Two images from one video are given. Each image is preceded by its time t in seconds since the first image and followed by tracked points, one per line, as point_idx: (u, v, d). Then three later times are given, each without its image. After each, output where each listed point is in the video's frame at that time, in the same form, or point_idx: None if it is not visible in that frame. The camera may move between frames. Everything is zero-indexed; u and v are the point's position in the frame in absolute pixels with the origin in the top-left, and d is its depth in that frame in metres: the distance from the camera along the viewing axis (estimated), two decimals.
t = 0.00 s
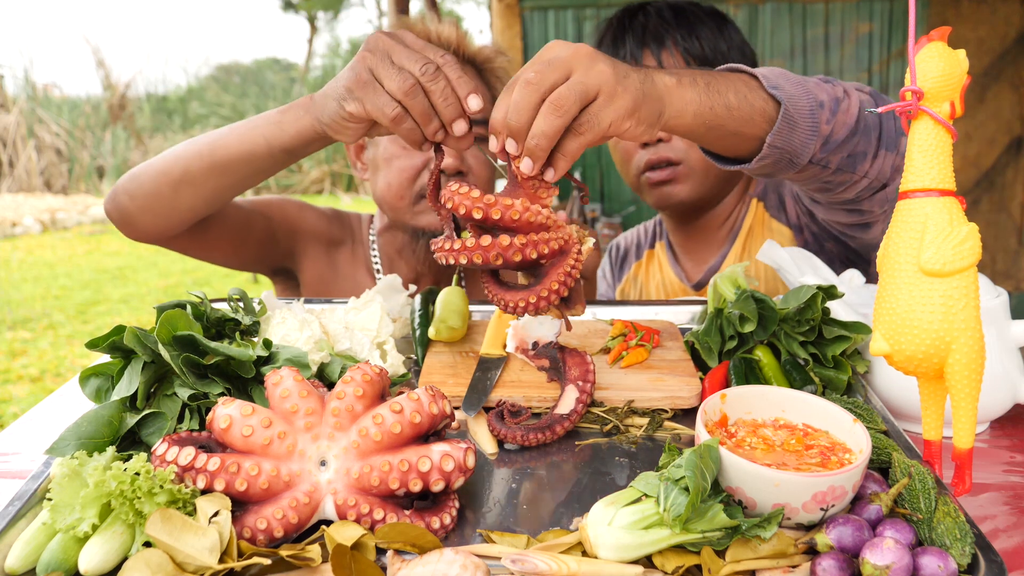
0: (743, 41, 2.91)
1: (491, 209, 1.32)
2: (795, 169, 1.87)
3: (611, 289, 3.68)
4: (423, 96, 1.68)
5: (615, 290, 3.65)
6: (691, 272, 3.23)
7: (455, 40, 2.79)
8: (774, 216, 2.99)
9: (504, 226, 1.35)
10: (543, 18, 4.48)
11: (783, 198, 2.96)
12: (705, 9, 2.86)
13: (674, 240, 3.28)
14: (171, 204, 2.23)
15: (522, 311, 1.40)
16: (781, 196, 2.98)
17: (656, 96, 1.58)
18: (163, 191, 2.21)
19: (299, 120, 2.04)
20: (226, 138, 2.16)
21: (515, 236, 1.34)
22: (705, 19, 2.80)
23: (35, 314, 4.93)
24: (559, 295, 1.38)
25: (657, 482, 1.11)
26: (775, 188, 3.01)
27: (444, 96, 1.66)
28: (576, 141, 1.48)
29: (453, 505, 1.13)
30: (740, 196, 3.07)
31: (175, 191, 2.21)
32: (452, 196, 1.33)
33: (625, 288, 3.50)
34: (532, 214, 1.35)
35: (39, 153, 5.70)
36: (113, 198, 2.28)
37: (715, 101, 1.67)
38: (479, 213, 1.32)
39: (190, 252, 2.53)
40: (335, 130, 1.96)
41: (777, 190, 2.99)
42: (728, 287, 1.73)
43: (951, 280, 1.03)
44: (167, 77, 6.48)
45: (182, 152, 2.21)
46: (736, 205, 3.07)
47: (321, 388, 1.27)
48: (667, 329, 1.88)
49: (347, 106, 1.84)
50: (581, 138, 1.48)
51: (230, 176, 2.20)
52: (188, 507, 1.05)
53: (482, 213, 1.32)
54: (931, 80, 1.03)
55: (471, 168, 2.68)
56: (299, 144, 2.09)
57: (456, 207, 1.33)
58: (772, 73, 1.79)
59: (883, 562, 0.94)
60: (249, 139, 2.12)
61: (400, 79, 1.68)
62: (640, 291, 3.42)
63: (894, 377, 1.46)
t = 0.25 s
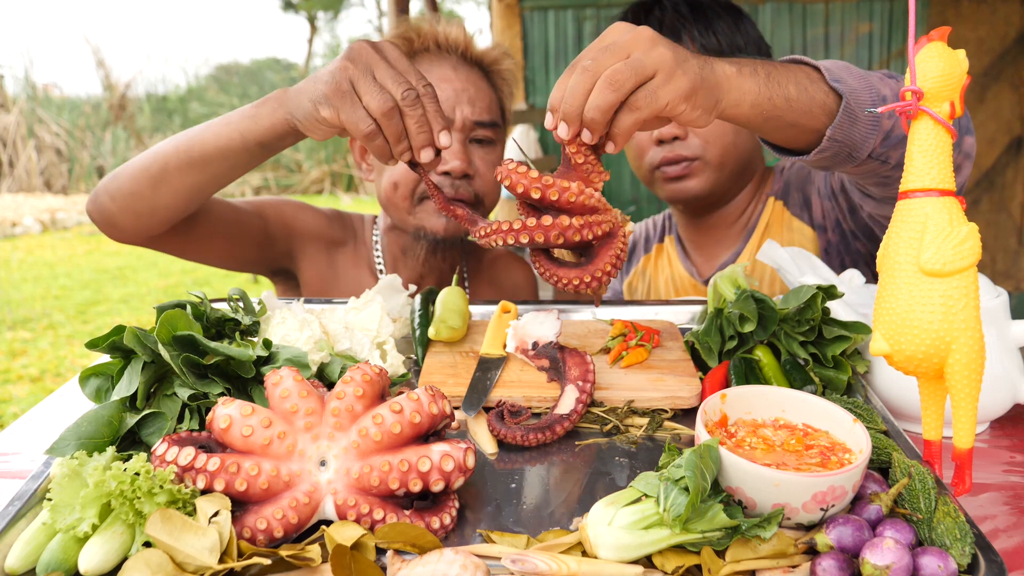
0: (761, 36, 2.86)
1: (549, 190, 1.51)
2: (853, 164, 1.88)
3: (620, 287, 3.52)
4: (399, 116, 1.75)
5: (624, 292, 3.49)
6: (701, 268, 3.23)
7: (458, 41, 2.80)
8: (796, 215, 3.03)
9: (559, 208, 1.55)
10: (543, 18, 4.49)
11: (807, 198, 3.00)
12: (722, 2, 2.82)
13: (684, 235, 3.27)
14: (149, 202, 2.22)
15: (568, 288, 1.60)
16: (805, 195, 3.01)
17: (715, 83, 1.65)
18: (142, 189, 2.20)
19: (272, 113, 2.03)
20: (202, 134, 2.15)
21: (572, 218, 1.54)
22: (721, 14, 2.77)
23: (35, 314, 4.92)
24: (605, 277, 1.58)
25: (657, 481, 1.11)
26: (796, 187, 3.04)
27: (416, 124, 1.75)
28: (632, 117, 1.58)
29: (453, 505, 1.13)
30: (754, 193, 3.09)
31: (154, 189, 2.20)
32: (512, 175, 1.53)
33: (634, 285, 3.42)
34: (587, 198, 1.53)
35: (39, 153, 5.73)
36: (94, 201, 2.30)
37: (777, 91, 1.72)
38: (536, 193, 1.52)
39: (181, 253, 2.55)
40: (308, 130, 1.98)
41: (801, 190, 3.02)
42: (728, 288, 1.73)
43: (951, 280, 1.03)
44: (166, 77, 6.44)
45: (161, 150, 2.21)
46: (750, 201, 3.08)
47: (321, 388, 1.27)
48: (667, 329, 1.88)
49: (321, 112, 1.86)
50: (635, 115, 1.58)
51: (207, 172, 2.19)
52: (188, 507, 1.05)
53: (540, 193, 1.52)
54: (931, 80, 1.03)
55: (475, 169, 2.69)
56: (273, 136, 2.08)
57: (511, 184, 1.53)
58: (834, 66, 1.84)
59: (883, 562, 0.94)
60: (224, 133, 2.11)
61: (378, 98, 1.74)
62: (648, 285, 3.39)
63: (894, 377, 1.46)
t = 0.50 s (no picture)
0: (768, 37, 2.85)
1: (556, 181, 1.59)
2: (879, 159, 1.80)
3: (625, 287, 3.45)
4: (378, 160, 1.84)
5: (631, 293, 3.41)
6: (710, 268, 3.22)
7: (458, 43, 2.81)
8: (808, 215, 3.00)
9: (567, 199, 1.63)
10: (543, 19, 4.49)
11: (819, 197, 2.96)
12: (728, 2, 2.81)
13: (692, 235, 3.27)
14: (141, 190, 2.22)
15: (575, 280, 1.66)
16: (816, 195, 2.98)
17: (739, 78, 1.64)
18: (136, 175, 2.20)
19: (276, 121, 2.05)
20: (206, 132, 2.15)
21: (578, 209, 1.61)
22: (727, 14, 2.76)
23: (35, 314, 4.91)
24: (614, 266, 1.63)
25: (657, 481, 1.11)
26: (808, 186, 3.01)
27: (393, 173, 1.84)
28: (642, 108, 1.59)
29: (453, 505, 1.13)
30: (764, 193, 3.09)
31: (148, 180, 2.20)
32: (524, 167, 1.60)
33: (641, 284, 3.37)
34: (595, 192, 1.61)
35: (39, 153, 5.74)
36: (87, 179, 2.30)
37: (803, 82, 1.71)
38: (545, 183, 1.60)
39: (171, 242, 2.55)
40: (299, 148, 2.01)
41: (812, 189, 2.99)
42: (728, 288, 1.73)
43: (951, 280, 1.03)
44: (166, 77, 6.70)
45: (162, 140, 2.21)
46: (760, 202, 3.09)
47: (321, 388, 1.27)
48: (667, 329, 1.88)
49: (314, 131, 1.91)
50: (644, 104, 1.59)
51: (202, 170, 2.18)
52: (188, 507, 1.05)
53: (548, 184, 1.60)
54: (932, 80, 1.04)
55: (474, 169, 2.69)
56: (271, 145, 2.08)
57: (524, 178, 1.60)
58: (864, 60, 1.80)
59: (883, 562, 0.94)
60: (226, 135, 2.11)
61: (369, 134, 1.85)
62: (656, 284, 3.35)
63: (894, 377, 1.46)
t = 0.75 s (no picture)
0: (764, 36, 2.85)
1: (561, 191, 1.55)
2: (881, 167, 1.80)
3: (626, 286, 3.48)
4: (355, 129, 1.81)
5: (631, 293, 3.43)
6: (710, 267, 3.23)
7: (458, 42, 2.81)
8: (808, 216, 3.00)
9: (568, 209, 1.59)
10: (543, 19, 4.49)
11: (819, 198, 2.97)
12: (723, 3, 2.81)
13: (692, 235, 3.27)
14: (138, 198, 2.22)
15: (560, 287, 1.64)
16: (816, 196, 2.98)
17: (737, 92, 1.65)
18: (133, 183, 2.21)
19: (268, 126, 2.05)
20: (201, 138, 2.16)
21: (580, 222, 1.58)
22: (723, 15, 2.76)
23: (36, 314, 4.92)
24: (608, 282, 1.62)
25: (657, 482, 1.11)
26: (808, 187, 3.01)
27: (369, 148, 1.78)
28: (633, 123, 1.62)
29: (453, 505, 1.13)
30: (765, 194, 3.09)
31: (144, 187, 2.21)
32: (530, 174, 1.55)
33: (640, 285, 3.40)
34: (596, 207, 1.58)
35: (39, 153, 5.76)
36: (87, 188, 2.31)
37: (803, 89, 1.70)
38: (550, 191, 1.55)
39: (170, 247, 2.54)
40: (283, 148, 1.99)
41: (812, 190, 2.99)
42: (728, 288, 1.73)
43: (951, 280, 1.03)
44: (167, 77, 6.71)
45: (160, 147, 2.22)
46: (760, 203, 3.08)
47: (321, 388, 1.27)
48: (667, 329, 1.88)
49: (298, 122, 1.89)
50: (637, 119, 1.61)
51: (196, 177, 2.18)
52: (188, 507, 1.05)
53: (552, 193, 1.55)
54: (932, 80, 1.04)
55: (475, 167, 2.69)
56: (264, 148, 2.07)
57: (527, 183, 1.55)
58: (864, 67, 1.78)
59: (883, 562, 0.94)
60: (221, 141, 2.11)
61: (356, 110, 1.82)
62: (655, 284, 3.36)
63: (894, 377, 1.46)
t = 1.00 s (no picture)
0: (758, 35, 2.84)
1: (574, 198, 1.58)
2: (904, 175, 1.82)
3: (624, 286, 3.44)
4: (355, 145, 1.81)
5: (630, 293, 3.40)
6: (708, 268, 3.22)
7: (460, 42, 2.81)
8: (810, 217, 3.02)
9: (579, 217, 1.62)
10: (543, 19, 4.49)
11: (822, 199, 3.01)
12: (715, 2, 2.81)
13: (691, 235, 3.27)
14: (133, 209, 2.23)
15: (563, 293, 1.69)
16: (819, 197, 3.02)
17: (761, 98, 1.62)
18: (128, 195, 2.21)
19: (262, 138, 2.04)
20: (193, 149, 2.15)
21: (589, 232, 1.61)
22: (717, 15, 2.76)
23: (36, 314, 4.91)
24: (608, 293, 1.67)
25: (657, 482, 1.11)
26: (811, 189, 3.05)
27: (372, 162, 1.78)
28: (651, 128, 1.61)
29: (454, 505, 1.13)
30: (765, 194, 3.09)
31: (141, 197, 2.21)
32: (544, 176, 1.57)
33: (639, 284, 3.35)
34: (606, 221, 1.61)
35: (39, 153, 5.76)
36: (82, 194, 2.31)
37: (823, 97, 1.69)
38: (562, 197, 1.58)
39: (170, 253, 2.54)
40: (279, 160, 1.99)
41: (816, 192, 3.03)
42: (728, 287, 1.73)
43: (951, 280, 1.03)
44: (167, 77, 6.66)
45: (153, 159, 2.22)
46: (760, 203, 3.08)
47: (321, 388, 1.27)
48: (667, 329, 1.88)
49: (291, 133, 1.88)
50: (654, 125, 1.60)
51: (191, 189, 2.18)
52: (188, 507, 1.05)
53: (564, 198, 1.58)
54: (932, 81, 1.04)
55: (481, 165, 2.69)
56: (260, 160, 2.07)
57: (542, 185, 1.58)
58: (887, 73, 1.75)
59: (883, 562, 0.94)
60: (215, 153, 2.11)
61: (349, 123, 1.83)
62: (654, 283, 3.30)
63: (894, 377, 1.46)
